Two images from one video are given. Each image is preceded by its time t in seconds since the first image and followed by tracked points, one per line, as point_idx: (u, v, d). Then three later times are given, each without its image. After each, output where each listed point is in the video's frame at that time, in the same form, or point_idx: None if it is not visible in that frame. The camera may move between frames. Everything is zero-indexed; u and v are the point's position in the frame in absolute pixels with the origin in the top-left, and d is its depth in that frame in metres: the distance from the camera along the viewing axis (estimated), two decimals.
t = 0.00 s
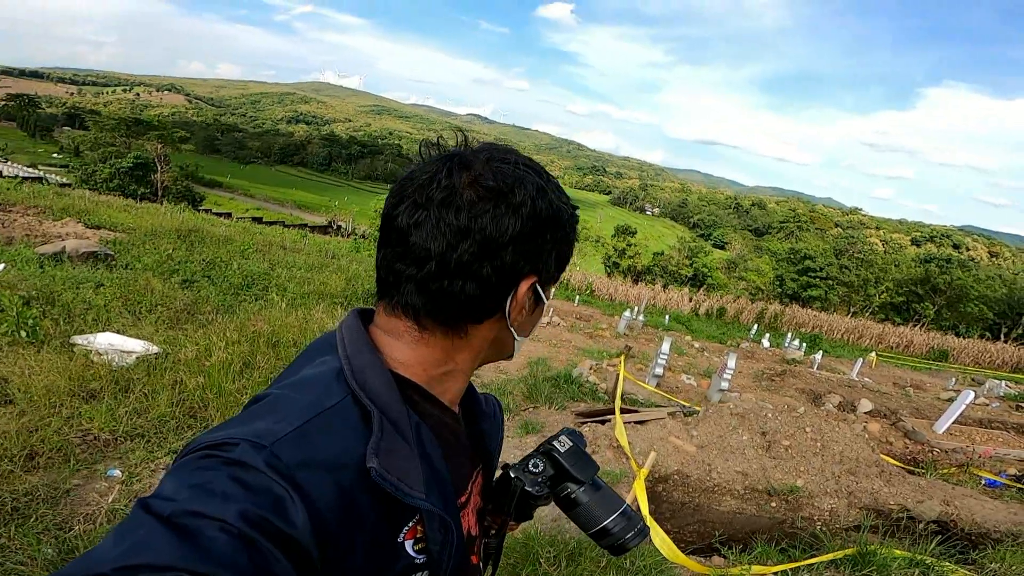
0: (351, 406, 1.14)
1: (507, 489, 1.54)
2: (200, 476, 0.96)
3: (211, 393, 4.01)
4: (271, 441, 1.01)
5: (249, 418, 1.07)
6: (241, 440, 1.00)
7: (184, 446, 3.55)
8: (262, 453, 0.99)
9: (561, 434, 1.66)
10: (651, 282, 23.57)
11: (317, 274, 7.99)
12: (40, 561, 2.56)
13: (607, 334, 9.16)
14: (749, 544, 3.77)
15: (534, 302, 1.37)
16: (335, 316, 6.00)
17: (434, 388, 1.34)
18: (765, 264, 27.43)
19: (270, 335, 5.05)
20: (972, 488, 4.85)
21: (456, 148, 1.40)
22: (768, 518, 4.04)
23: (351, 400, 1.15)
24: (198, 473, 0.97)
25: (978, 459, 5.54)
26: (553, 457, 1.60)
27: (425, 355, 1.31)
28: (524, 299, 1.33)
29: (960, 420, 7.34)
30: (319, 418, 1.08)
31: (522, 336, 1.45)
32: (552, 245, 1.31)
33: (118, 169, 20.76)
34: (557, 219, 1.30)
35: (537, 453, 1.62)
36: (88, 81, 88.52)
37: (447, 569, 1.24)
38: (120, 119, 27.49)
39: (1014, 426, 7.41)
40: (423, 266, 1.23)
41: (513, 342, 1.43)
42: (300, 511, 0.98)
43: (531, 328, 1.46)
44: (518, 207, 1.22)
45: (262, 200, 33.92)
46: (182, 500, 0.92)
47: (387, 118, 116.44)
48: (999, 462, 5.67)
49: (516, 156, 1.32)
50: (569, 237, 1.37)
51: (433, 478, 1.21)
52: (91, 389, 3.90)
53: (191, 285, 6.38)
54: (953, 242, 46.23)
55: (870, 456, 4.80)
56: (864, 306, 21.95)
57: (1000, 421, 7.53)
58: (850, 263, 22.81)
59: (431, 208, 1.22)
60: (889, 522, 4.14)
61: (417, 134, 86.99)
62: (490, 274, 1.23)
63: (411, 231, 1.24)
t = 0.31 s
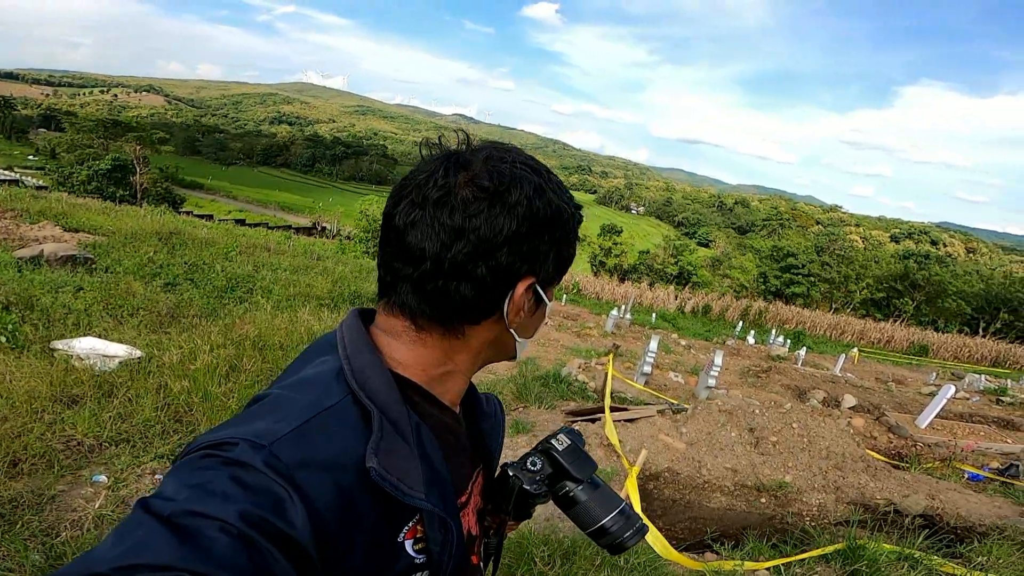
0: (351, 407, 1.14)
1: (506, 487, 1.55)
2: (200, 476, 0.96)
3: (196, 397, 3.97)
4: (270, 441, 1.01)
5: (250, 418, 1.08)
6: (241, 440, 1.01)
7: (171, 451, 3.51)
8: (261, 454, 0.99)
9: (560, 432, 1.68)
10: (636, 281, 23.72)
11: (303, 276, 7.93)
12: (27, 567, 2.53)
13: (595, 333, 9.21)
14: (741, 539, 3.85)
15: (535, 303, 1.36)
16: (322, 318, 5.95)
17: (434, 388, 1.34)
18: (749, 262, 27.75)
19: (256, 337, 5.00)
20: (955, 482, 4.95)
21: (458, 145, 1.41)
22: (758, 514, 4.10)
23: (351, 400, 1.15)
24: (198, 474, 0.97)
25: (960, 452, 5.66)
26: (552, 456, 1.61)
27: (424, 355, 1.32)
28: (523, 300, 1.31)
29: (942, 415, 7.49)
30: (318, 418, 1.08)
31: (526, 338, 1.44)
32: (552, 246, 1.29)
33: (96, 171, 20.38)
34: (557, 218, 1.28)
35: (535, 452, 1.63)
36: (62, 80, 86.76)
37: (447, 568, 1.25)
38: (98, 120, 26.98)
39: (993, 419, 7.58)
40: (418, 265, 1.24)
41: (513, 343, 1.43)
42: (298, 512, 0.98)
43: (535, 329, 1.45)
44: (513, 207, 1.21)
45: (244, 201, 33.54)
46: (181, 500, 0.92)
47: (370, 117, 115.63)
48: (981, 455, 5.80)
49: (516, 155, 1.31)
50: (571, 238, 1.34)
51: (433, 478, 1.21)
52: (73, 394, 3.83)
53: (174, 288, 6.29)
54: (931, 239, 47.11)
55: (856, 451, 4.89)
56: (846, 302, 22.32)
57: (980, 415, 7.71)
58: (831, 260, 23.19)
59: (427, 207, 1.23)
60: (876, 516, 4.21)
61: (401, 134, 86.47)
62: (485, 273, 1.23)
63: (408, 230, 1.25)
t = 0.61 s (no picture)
0: (353, 407, 1.15)
1: (509, 486, 1.56)
2: (202, 477, 0.96)
3: (186, 404, 3.93)
4: (271, 441, 1.01)
5: (251, 419, 1.08)
6: (242, 440, 1.01)
7: (161, 458, 3.48)
8: (262, 454, 0.99)
9: (562, 432, 1.69)
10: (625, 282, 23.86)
11: (291, 281, 7.88)
12: None
13: (586, 335, 9.26)
14: (736, 539, 3.94)
15: (537, 306, 1.36)
16: (312, 323, 5.92)
17: (436, 389, 1.36)
18: (736, 263, 28.03)
19: (245, 343, 4.96)
20: (944, 479, 5.04)
21: (459, 146, 1.41)
22: (752, 513, 4.15)
23: (352, 400, 1.15)
24: (200, 473, 0.97)
25: (948, 449, 5.76)
26: (553, 455, 1.62)
27: (425, 356, 1.33)
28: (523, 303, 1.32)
29: (929, 412, 7.62)
30: (319, 419, 1.08)
31: (528, 340, 1.45)
32: (553, 246, 1.29)
33: (78, 177, 20.11)
34: (558, 220, 1.28)
35: (537, 451, 1.65)
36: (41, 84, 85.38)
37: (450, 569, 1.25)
38: (79, 125, 26.61)
39: (979, 416, 7.72)
40: (418, 266, 1.25)
41: (515, 344, 1.43)
42: (300, 512, 0.99)
43: (537, 332, 1.45)
44: (512, 209, 1.22)
45: (229, 206, 33.26)
46: (182, 500, 0.92)
47: (356, 120, 115.14)
48: (968, 452, 5.91)
49: (516, 155, 1.31)
50: (573, 239, 1.35)
51: (434, 479, 1.21)
52: (59, 402, 3.79)
53: (161, 295, 6.23)
54: (913, 238, 47.91)
55: (846, 449, 4.96)
56: (831, 301, 22.61)
57: (966, 412, 7.85)
58: (817, 260, 23.49)
59: (427, 209, 1.24)
60: (868, 513, 4.28)
61: (387, 137, 86.24)
62: (484, 276, 1.24)
63: (407, 232, 1.26)
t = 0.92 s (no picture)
0: (351, 407, 1.15)
1: (513, 483, 1.58)
2: (199, 476, 0.96)
3: (184, 407, 3.91)
4: (267, 441, 1.01)
5: (249, 418, 1.08)
6: (238, 439, 1.01)
7: (161, 462, 3.47)
8: (258, 453, 0.99)
9: (565, 428, 1.71)
10: (620, 276, 23.92)
11: (286, 282, 7.86)
12: None
13: (583, 330, 9.29)
14: (738, 531, 3.90)
15: (535, 305, 1.36)
16: (308, 323, 5.91)
17: (434, 388, 1.36)
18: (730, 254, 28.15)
19: (242, 345, 4.94)
20: (942, 468, 5.09)
21: (457, 143, 1.41)
22: (752, 505, 4.18)
23: (349, 399, 1.15)
24: (197, 473, 0.97)
25: (945, 438, 5.82)
26: (557, 451, 1.64)
27: (422, 355, 1.33)
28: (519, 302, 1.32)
29: (925, 401, 7.69)
30: (316, 418, 1.08)
31: (526, 340, 1.44)
32: (549, 244, 1.28)
33: (67, 181, 19.94)
34: (553, 217, 1.27)
35: (540, 447, 1.66)
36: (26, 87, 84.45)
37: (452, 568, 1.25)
38: (67, 128, 26.33)
39: (974, 405, 7.80)
40: (411, 264, 1.26)
41: (514, 344, 1.43)
42: (297, 513, 0.99)
43: (536, 332, 1.45)
44: (505, 206, 1.21)
45: (221, 208, 33.06)
46: (179, 500, 0.92)
47: (346, 118, 114.51)
48: (965, 441, 5.97)
49: (512, 153, 1.30)
50: (570, 238, 1.34)
51: (433, 478, 1.22)
52: (56, 407, 3.77)
53: (154, 298, 6.19)
54: (905, 227, 48.23)
55: (845, 440, 5.01)
56: (825, 291, 22.77)
57: (962, 400, 7.93)
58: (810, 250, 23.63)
59: (420, 206, 1.24)
60: (869, 504, 4.32)
61: (378, 135, 85.86)
62: (477, 274, 1.23)
63: (402, 230, 1.27)
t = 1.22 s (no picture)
0: (352, 407, 1.15)
1: (513, 485, 1.59)
2: (200, 476, 0.97)
3: (181, 405, 3.90)
4: (268, 441, 1.01)
5: (250, 418, 1.08)
6: (239, 439, 1.01)
7: (157, 459, 3.46)
8: (260, 453, 0.99)
9: (565, 430, 1.72)
10: (617, 274, 23.95)
11: (283, 279, 7.84)
12: None
13: (580, 328, 9.31)
14: (734, 530, 4.00)
15: (535, 307, 1.36)
16: (305, 321, 5.90)
17: (436, 389, 1.37)
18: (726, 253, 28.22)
19: (239, 342, 4.94)
20: (936, 467, 5.14)
21: (458, 144, 1.42)
22: (749, 504, 4.22)
23: (351, 399, 1.16)
24: (199, 473, 0.97)
25: (939, 438, 5.87)
26: (557, 453, 1.65)
27: (422, 355, 1.34)
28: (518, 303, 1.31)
29: (920, 401, 7.74)
30: (318, 418, 1.09)
31: (528, 342, 1.45)
32: (547, 244, 1.28)
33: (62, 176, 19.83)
34: (550, 217, 1.26)
35: (540, 450, 1.67)
36: (21, 81, 83.93)
37: (453, 568, 1.26)
38: (62, 124, 26.17)
39: (968, 404, 7.86)
40: (409, 263, 1.27)
41: (515, 345, 1.43)
42: (298, 512, 0.99)
43: (538, 333, 1.45)
44: (501, 206, 1.21)
45: (217, 204, 32.96)
46: (180, 500, 0.93)
47: (343, 114, 114.15)
48: (959, 441, 6.01)
49: (511, 152, 1.30)
50: (570, 238, 1.33)
51: (435, 478, 1.22)
52: (52, 404, 3.75)
53: (150, 295, 6.17)
54: (900, 227, 48.43)
55: (840, 439, 5.05)
56: (821, 291, 22.88)
57: (956, 400, 7.99)
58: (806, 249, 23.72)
59: (418, 206, 1.25)
60: (864, 503, 4.36)
61: (375, 132, 85.69)
62: (473, 274, 1.23)
63: (401, 230, 1.28)
